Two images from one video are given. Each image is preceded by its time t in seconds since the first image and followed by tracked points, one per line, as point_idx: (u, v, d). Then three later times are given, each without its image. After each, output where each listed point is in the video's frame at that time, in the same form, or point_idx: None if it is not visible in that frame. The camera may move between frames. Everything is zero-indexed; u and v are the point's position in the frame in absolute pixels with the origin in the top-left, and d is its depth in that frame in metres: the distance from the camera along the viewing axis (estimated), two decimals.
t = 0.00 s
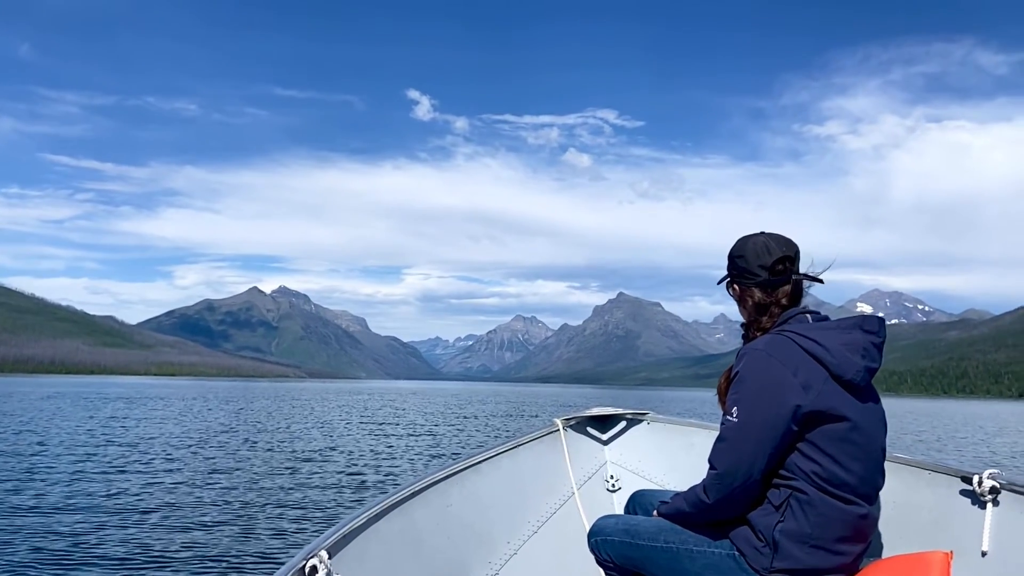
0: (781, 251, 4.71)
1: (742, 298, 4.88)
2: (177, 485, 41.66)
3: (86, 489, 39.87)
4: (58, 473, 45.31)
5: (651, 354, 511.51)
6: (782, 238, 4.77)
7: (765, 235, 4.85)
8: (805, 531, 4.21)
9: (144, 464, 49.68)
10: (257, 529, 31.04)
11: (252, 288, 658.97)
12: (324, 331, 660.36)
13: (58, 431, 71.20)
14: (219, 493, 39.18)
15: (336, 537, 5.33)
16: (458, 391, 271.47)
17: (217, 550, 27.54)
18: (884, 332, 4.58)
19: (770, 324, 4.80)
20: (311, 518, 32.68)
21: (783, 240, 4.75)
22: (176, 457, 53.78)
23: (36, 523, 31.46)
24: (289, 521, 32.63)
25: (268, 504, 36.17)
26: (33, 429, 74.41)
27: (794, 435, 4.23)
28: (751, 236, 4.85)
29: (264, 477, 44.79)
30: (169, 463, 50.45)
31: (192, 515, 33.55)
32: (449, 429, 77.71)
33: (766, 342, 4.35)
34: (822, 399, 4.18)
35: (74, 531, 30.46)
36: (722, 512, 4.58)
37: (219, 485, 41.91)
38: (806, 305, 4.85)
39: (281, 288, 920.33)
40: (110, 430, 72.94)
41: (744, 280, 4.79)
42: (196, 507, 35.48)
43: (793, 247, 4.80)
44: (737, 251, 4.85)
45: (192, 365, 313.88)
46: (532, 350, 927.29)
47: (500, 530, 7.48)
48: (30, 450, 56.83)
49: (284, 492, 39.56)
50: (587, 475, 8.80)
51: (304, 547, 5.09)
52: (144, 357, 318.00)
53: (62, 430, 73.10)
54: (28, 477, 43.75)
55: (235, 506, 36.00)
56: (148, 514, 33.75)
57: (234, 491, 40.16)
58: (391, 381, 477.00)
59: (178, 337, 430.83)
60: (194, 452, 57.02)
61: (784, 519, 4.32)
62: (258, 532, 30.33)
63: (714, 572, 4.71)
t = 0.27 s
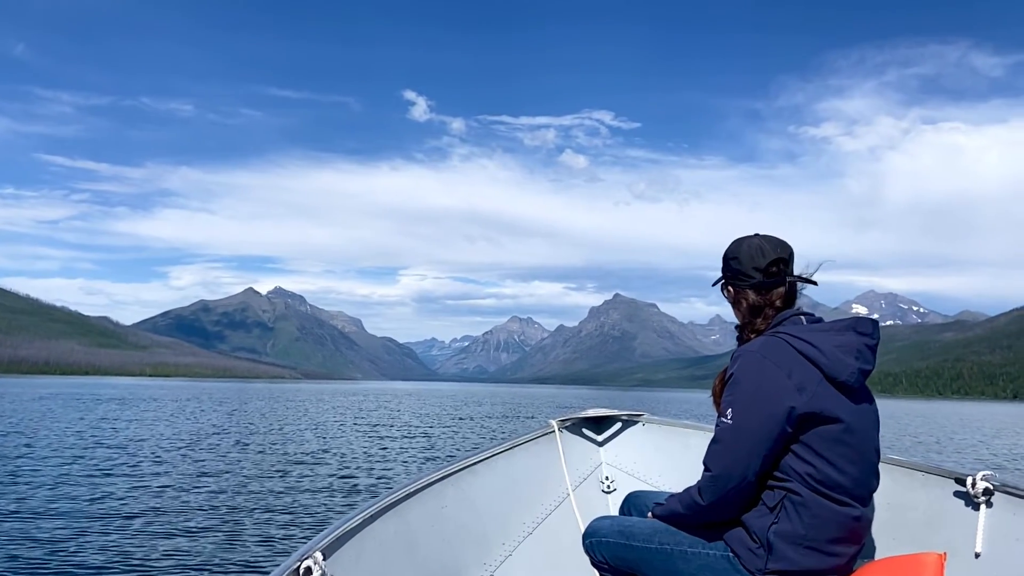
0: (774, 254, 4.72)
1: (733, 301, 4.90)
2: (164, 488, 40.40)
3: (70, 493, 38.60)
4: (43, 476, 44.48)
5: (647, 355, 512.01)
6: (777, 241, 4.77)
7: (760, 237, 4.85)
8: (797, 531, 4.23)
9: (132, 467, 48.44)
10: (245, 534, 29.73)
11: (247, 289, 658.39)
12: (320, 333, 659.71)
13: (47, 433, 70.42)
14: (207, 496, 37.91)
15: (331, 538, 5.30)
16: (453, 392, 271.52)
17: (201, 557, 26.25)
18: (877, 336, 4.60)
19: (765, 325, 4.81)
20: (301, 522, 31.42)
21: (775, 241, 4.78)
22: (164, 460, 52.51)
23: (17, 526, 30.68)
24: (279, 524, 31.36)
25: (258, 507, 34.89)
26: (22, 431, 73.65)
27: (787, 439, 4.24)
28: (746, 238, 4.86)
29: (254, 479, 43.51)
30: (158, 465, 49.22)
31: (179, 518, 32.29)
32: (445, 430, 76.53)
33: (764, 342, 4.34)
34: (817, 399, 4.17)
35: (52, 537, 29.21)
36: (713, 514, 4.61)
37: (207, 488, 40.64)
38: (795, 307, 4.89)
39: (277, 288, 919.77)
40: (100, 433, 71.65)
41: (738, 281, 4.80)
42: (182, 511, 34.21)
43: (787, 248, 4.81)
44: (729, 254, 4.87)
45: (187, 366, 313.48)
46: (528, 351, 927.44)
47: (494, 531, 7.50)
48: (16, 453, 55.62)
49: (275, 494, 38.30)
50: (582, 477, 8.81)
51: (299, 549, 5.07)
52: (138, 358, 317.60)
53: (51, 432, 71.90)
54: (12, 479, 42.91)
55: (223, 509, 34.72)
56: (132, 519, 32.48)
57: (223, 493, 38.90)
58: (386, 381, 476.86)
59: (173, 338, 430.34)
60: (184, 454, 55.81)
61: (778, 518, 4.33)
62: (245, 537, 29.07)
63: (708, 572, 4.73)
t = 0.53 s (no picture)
0: (768, 253, 4.75)
1: (729, 301, 4.91)
2: (150, 491, 39.49)
3: (52, 497, 37.68)
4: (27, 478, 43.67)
5: (643, 356, 512.17)
6: (770, 241, 4.79)
7: (753, 237, 4.87)
8: (791, 533, 4.24)
9: (118, 470, 47.53)
10: (231, 540, 28.74)
11: (242, 290, 657.86)
12: (316, 333, 658.77)
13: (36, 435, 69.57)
14: (194, 500, 36.97)
15: (326, 539, 5.30)
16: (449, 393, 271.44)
17: (184, 564, 25.24)
18: (872, 331, 4.61)
19: (757, 327, 4.83)
20: (290, 527, 30.44)
21: (771, 242, 4.78)
22: (151, 462, 51.60)
23: None
24: (267, 530, 30.39)
25: (246, 512, 33.95)
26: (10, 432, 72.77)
27: (783, 438, 4.25)
28: (740, 238, 4.88)
29: (243, 482, 42.63)
30: (145, 468, 48.31)
31: (163, 523, 31.33)
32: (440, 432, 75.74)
33: (758, 341, 4.35)
34: (809, 400, 4.20)
35: (33, 541, 28.54)
36: (710, 513, 4.61)
37: (194, 491, 39.74)
38: (791, 307, 4.89)
39: (273, 289, 919.00)
40: (90, 435, 70.76)
41: (731, 282, 4.82)
42: (167, 515, 33.23)
43: (781, 249, 4.83)
44: (723, 253, 4.89)
45: (182, 366, 312.63)
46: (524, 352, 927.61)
47: (490, 530, 7.51)
48: (1, 455, 54.77)
49: (264, 497, 37.37)
50: (577, 477, 8.85)
51: (294, 547, 5.06)
52: (133, 359, 317.13)
53: (39, 434, 70.99)
54: None
55: (209, 513, 33.81)
56: (115, 523, 31.56)
57: (211, 497, 37.98)
58: (382, 381, 476.41)
59: (168, 338, 429.39)
60: (174, 457, 54.90)
61: (772, 518, 4.34)
62: (231, 543, 28.07)
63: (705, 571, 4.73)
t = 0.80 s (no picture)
0: (760, 252, 4.75)
1: (722, 299, 4.91)
2: (135, 495, 38.96)
3: (34, 501, 37.14)
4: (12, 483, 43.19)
5: (638, 356, 512.70)
6: (761, 241, 4.80)
7: (744, 237, 4.89)
8: (782, 529, 4.27)
9: (104, 473, 46.98)
10: (215, 546, 27.97)
11: (236, 291, 657.11)
12: (310, 333, 657.97)
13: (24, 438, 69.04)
14: (178, 504, 36.31)
15: (320, 540, 5.28)
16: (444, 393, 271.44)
17: (165, 571, 24.67)
18: (859, 334, 4.65)
19: (751, 325, 4.82)
20: (276, 532, 29.73)
21: (760, 243, 4.81)
22: (138, 465, 51.02)
23: None
24: (252, 535, 29.85)
25: (231, 517, 33.27)
26: None
27: (777, 438, 4.25)
28: (731, 239, 4.90)
29: (231, 486, 42.02)
30: (132, 472, 47.80)
31: (145, 529, 30.66)
32: (433, 433, 75.16)
33: (749, 341, 4.38)
34: (802, 398, 4.21)
35: (14, 547, 28.18)
36: (703, 513, 4.61)
37: (180, 495, 39.09)
38: (784, 308, 4.90)
39: (267, 290, 918.12)
40: (79, 437, 70.29)
41: (723, 282, 4.83)
42: (151, 520, 32.57)
43: (772, 248, 4.85)
44: (715, 254, 4.91)
45: (175, 367, 311.99)
46: (519, 352, 927.65)
47: (484, 529, 7.51)
48: None
49: (250, 501, 36.73)
50: (571, 477, 8.83)
51: (287, 547, 5.05)
52: (127, 360, 316.57)
53: (26, 437, 70.45)
54: None
55: (193, 518, 33.14)
56: (96, 530, 30.87)
57: (196, 501, 37.35)
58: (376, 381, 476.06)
59: (161, 338, 428.40)
60: (162, 459, 54.38)
61: (762, 516, 4.37)
62: (215, 550, 27.31)
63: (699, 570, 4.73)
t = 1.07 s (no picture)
0: (753, 253, 4.78)
1: (716, 300, 4.93)
2: (119, 499, 38.62)
3: (16, 506, 36.79)
4: None
5: (633, 357, 513.24)
6: (756, 241, 4.81)
7: (740, 238, 4.89)
8: (777, 530, 4.27)
9: (89, 476, 46.57)
10: (197, 554, 27.46)
11: (231, 291, 656.18)
12: (304, 334, 657.02)
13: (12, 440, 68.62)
14: (164, 509, 35.91)
15: (313, 541, 5.28)
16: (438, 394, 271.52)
17: None
18: (853, 333, 4.67)
19: (746, 326, 4.84)
20: (262, 539, 29.23)
21: (755, 242, 4.81)
22: (126, 468, 50.64)
23: None
24: (237, 540, 29.59)
25: (217, 522, 32.86)
26: None
27: (767, 440, 4.27)
28: (728, 238, 4.90)
29: (218, 490, 41.60)
30: (118, 474, 47.44)
31: (127, 536, 30.14)
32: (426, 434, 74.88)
33: (743, 343, 4.39)
34: (796, 398, 4.22)
35: None
36: (696, 512, 4.63)
37: (165, 499, 38.68)
38: (777, 306, 4.92)
39: (261, 290, 916.95)
40: (67, 438, 69.96)
41: (719, 282, 4.84)
42: (134, 526, 32.13)
43: (765, 249, 4.87)
44: (710, 255, 4.91)
45: (169, 368, 311.30)
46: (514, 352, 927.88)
47: (478, 529, 7.53)
48: None
49: (238, 506, 36.30)
50: (565, 477, 8.85)
51: (281, 549, 5.07)
52: (121, 360, 315.87)
53: (14, 439, 70.03)
54: None
55: (178, 524, 32.68)
56: (76, 536, 30.49)
57: (183, 505, 36.92)
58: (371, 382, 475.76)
59: (155, 339, 427.69)
60: (150, 462, 53.99)
61: (758, 518, 4.37)
62: (199, 558, 26.86)
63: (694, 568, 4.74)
